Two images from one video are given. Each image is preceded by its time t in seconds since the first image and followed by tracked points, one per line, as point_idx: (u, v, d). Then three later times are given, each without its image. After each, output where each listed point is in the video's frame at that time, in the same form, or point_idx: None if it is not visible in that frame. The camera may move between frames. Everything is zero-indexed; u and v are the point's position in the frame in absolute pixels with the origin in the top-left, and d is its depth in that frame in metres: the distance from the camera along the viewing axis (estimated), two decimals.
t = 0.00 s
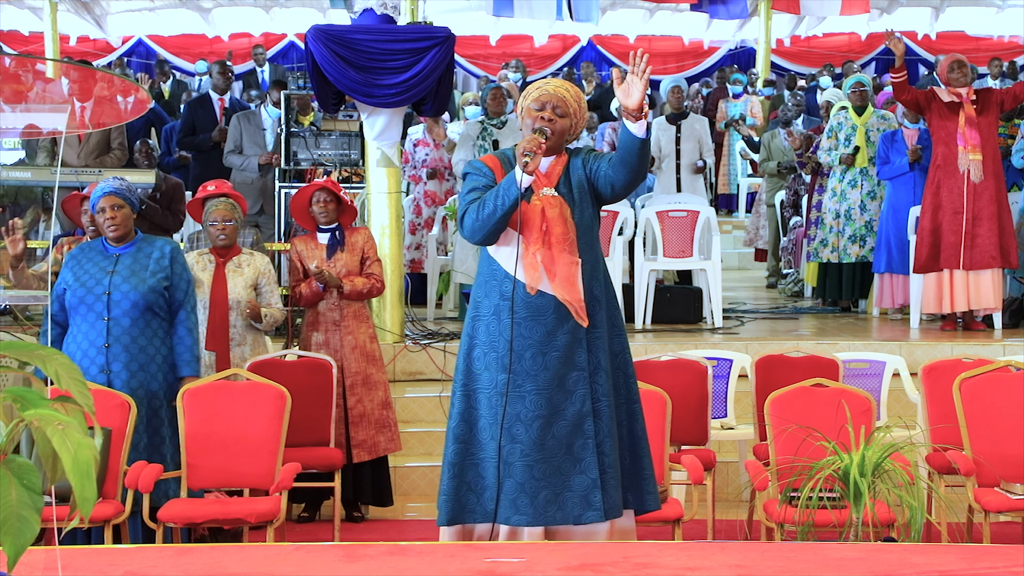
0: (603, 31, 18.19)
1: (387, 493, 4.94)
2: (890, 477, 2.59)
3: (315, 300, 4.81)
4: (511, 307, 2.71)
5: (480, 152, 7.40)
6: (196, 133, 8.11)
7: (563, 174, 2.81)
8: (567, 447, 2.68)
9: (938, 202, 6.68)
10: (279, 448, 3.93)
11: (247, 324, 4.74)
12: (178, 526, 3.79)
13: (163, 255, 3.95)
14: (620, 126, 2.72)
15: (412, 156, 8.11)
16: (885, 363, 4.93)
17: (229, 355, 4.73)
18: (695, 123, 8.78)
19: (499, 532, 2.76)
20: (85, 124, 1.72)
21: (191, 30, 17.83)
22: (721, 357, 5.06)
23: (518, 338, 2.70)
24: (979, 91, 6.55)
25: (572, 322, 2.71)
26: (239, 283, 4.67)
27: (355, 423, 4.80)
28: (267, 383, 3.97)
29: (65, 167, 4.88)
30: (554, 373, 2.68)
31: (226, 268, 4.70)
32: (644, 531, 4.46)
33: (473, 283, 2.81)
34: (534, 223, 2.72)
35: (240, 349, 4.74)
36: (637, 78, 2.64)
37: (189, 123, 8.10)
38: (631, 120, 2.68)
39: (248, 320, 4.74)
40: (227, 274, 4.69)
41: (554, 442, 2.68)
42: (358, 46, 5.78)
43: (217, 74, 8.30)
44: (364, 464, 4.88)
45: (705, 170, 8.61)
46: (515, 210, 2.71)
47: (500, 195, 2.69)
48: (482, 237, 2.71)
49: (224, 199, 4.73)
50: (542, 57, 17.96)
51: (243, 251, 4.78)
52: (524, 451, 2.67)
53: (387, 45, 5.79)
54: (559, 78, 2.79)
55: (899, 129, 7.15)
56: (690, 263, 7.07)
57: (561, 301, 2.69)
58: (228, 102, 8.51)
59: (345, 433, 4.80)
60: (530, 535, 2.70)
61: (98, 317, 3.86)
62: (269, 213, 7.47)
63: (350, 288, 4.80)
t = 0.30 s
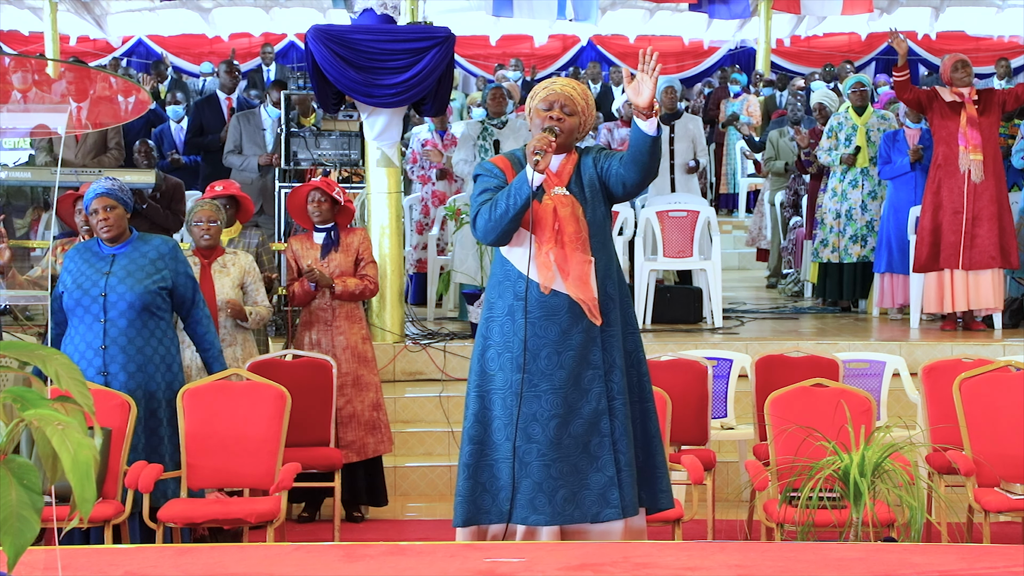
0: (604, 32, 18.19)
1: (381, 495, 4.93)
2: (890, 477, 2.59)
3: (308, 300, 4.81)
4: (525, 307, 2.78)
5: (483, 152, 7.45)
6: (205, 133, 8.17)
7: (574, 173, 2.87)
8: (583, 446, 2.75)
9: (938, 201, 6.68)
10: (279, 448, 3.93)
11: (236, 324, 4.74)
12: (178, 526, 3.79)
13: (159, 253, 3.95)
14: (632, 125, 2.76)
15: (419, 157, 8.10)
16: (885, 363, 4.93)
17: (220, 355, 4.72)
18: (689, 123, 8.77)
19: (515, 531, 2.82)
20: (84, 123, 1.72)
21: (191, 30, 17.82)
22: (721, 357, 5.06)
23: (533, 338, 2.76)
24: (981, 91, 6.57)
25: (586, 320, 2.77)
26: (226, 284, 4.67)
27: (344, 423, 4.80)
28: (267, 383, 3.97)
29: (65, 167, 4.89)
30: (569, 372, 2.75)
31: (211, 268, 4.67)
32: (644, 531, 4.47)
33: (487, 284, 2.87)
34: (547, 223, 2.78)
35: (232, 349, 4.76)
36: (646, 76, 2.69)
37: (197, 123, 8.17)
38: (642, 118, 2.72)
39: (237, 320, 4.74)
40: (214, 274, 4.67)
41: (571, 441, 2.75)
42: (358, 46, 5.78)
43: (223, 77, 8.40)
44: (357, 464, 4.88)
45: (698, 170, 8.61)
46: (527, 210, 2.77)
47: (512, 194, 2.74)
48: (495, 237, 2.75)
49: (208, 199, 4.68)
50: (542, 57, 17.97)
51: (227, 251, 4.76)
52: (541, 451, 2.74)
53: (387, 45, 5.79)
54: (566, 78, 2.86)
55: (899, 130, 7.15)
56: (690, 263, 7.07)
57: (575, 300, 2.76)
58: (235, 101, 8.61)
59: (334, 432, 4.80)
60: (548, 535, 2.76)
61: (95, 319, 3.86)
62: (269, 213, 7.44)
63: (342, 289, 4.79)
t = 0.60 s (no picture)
0: (604, 31, 18.18)
1: (371, 494, 4.94)
2: (890, 477, 2.59)
3: (302, 299, 4.82)
4: (538, 307, 2.84)
5: (483, 152, 7.45)
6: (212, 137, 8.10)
7: (586, 172, 2.95)
8: (598, 444, 2.82)
9: (937, 201, 6.69)
10: (279, 449, 3.93)
11: (232, 322, 4.75)
12: (178, 526, 3.79)
13: (162, 255, 3.95)
14: (643, 122, 2.84)
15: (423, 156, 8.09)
16: (885, 363, 4.92)
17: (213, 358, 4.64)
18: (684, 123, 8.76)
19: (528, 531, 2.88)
20: (84, 123, 1.72)
21: (191, 30, 17.81)
22: (721, 357, 5.06)
23: (546, 338, 2.83)
24: (981, 92, 6.57)
25: (598, 320, 2.84)
26: (221, 283, 4.66)
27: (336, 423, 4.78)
28: (267, 383, 3.97)
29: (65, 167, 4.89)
30: (583, 371, 2.82)
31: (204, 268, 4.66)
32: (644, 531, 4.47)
33: (500, 285, 2.93)
34: (558, 222, 2.85)
35: (228, 347, 4.77)
36: (658, 72, 2.75)
37: (204, 125, 8.09)
38: (653, 115, 2.80)
39: (233, 318, 4.75)
40: (207, 274, 4.66)
41: (585, 440, 2.82)
42: (358, 46, 5.79)
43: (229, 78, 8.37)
44: (350, 464, 4.88)
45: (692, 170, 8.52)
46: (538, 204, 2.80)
47: (521, 193, 2.78)
48: (506, 237, 2.82)
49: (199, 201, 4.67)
50: (542, 57, 17.96)
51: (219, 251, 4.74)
52: (556, 450, 2.81)
53: (387, 45, 5.80)
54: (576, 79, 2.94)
55: (899, 130, 7.15)
56: (690, 263, 7.07)
57: (587, 298, 2.82)
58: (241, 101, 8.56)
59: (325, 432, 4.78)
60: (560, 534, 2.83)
61: (96, 318, 3.86)
62: (269, 212, 7.41)
63: (338, 290, 4.80)
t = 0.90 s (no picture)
0: (604, 31, 18.19)
1: (363, 498, 4.93)
2: (890, 477, 2.59)
3: (298, 298, 4.83)
4: (549, 306, 2.84)
5: (481, 153, 7.45)
6: (214, 137, 8.17)
7: (595, 172, 2.95)
8: (611, 443, 2.82)
9: (936, 201, 6.69)
10: (279, 449, 3.93)
11: (233, 322, 4.75)
12: (178, 526, 3.79)
13: (166, 257, 3.98)
14: (652, 117, 2.84)
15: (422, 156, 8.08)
16: (885, 363, 4.93)
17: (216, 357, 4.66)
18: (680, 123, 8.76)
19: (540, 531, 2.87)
20: (85, 124, 1.72)
21: (191, 30, 17.82)
22: (721, 357, 5.06)
23: (559, 337, 2.83)
24: (979, 91, 6.57)
25: (610, 317, 2.84)
26: (222, 283, 4.67)
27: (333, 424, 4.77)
28: (267, 383, 3.97)
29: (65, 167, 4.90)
30: (595, 369, 2.82)
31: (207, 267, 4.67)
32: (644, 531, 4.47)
33: (512, 286, 2.93)
34: (568, 220, 2.84)
35: (229, 349, 4.75)
36: (665, 67, 2.77)
37: (207, 126, 8.15)
38: (661, 109, 2.81)
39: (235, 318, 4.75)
40: (210, 274, 4.67)
41: (598, 438, 2.81)
42: (358, 46, 5.79)
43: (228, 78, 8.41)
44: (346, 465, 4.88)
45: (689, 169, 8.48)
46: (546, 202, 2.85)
47: (529, 190, 2.83)
48: (513, 235, 2.84)
49: (201, 200, 4.69)
50: (542, 57, 17.95)
51: (221, 250, 4.76)
52: (569, 449, 2.80)
53: (387, 45, 5.80)
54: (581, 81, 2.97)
55: (900, 129, 7.16)
56: (690, 263, 7.07)
57: (598, 296, 2.83)
58: (241, 100, 8.58)
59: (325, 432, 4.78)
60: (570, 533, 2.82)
61: (99, 317, 3.86)
62: (269, 212, 7.41)
63: (345, 290, 4.82)
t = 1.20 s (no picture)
0: (604, 32, 18.18)
1: (366, 497, 4.93)
2: (890, 477, 2.59)
3: (306, 298, 4.81)
4: (557, 305, 2.85)
5: (480, 154, 7.42)
6: (210, 136, 8.19)
7: (602, 171, 2.95)
8: (620, 441, 2.81)
9: (935, 201, 6.68)
10: (279, 449, 3.93)
11: (241, 323, 4.76)
12: (178, 526, 3.79)
13: (172, 259, 4.01)
14: (660, 112, 2.85)
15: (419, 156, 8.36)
16: (885, 363, 4.93)
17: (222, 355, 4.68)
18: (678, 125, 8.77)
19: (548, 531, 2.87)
20: (87, 124, 1.72)
21: (191, 30, 17.81)
22: (721, 357, 5.06)
23: (567, 336, 2.83)
24: (977, 91, 6.56)
25: (617, 315, 2.84)
26: (233, 284, 4.68)
27: (336, 425, 4.78)
28: (268, 383, 3.97)
29: (66, 167, 4.91)
30: (603, 367, 2.81)
31: (217, 268, 4.68)
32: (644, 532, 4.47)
33: (520, 286, 2.93)
34: (574, 218, 2.85)
35: (236, 348, 4.76)
36: (673, 60, 2.74)
37: (203, 126, 8.17)
38: (668, 102, 2.80)
39: (243, 319, 4.76)
40: (220, 274, 4.68)
41: (607, 437, 2.81)
42: (358, 46, 5.78)
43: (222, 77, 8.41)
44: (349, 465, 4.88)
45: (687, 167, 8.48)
46: (548, 200, 2.84)
47: (531, 187, 2.83)
48: (518, 233, 2.84)
49: (213, 200, 4.67)
50: (542, 57, 17.96)
51: (234, 252, 4.78)
52: (578, 447, 2.80)
53: (387, 45, 5.79)
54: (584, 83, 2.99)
55: (900, 130, 7.18)
56: (690, 263, 7.08)
57: (606, 294, 2.83)
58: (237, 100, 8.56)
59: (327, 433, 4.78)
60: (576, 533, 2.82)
61: (107, 317, 3.87)
62: (269, 212, 7.42)
63: (342, 292, 4.80)
